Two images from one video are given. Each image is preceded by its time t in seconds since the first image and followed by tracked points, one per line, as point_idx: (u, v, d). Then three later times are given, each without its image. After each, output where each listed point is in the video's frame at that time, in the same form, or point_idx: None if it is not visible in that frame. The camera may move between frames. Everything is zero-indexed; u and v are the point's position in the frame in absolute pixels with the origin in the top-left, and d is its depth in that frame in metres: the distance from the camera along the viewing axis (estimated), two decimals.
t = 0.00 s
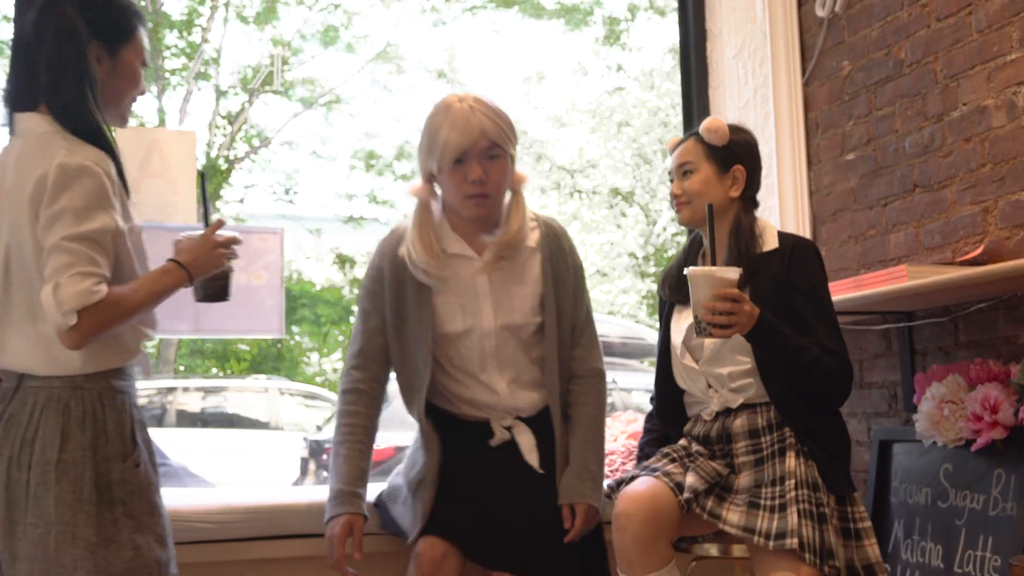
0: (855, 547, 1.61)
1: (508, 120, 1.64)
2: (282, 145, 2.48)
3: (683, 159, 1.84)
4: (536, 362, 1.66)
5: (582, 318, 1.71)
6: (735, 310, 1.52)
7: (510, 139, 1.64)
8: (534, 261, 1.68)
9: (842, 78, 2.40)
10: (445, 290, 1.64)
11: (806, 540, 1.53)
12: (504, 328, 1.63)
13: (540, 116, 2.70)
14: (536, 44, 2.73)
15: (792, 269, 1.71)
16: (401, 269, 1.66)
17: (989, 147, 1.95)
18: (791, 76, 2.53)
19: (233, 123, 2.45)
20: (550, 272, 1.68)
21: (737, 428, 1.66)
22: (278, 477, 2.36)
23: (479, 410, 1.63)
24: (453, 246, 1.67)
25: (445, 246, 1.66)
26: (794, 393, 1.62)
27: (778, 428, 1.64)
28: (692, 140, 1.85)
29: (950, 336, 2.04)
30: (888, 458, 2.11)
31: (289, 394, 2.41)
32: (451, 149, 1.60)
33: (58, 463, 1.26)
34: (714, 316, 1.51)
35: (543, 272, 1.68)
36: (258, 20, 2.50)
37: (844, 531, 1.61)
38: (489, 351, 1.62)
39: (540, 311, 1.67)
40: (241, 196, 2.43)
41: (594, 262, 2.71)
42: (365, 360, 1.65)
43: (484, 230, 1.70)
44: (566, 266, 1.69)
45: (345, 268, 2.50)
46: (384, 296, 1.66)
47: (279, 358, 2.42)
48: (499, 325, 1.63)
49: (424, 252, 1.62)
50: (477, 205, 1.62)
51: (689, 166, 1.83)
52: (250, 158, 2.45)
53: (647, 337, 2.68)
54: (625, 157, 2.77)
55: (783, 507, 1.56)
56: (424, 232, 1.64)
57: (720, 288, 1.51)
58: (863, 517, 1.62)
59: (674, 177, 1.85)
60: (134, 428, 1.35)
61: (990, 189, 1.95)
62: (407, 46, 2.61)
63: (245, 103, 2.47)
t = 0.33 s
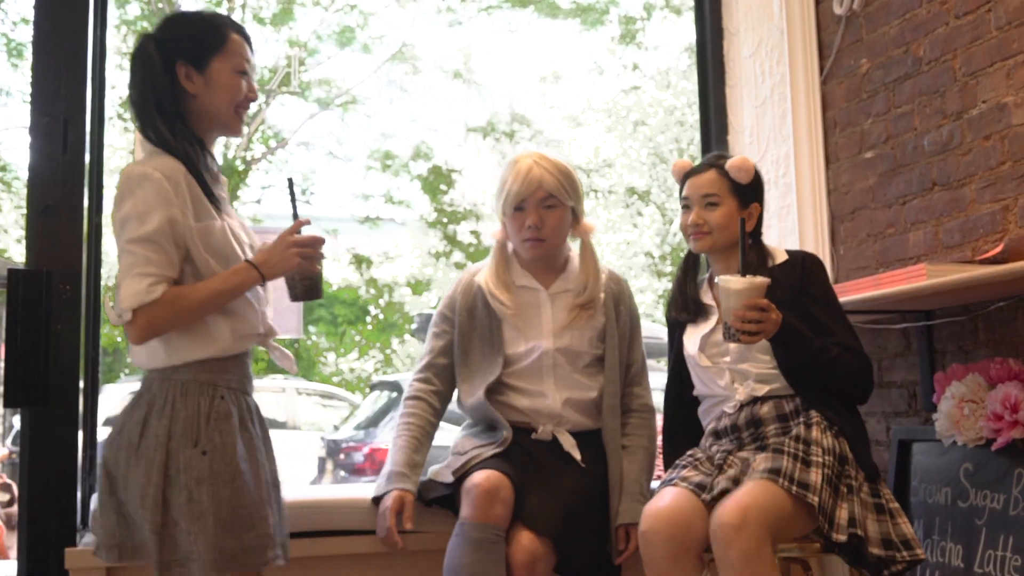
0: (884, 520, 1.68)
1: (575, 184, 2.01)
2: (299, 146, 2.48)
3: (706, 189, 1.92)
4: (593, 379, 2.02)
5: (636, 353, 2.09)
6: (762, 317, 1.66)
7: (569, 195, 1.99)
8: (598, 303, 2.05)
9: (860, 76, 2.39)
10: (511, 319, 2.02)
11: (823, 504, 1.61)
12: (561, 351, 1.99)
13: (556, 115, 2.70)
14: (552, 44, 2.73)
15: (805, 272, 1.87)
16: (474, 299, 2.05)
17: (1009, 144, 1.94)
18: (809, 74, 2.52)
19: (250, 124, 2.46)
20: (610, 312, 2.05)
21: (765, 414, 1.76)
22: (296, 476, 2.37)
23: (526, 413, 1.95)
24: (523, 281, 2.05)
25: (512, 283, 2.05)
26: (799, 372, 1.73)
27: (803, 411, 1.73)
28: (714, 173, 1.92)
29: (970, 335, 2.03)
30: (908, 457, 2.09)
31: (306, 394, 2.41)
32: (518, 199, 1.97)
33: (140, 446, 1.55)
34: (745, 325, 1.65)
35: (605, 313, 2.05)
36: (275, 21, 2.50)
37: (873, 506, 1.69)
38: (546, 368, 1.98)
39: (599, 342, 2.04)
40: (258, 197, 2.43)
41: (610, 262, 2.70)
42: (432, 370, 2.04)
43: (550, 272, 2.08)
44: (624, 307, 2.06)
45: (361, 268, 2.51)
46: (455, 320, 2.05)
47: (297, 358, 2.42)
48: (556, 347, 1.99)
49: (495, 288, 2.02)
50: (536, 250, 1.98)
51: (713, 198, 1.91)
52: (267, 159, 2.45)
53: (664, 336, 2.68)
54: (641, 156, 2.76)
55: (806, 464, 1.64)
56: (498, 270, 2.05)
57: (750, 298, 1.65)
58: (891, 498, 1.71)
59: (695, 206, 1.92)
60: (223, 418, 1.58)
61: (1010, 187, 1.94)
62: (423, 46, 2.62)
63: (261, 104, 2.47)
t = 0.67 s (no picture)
0: (916, 546, 1.71)
1: (604, 181, 2.05)
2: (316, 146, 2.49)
3: (742, 177, 1.93)
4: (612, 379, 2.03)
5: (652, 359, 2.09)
6: (792, 308, 1.65)
7: (596, 188, 2.03)
8: (617, 303, 2.06)
9: (879, 73, 2.37)
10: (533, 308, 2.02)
11: (842, 528, 1.66)
12: (582, 344, 2.00)
13: (572, 115, 2.70)
14: (568, 44, 2.72)
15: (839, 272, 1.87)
16: (499, 288, 2.05)
17: None
18: (827, 72, 2.51)
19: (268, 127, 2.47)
20: (629, 315, 2.06)
21: (801, 424, 1.77)
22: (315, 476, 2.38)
23: (547, 408, 1.95)
24: (548, 272, 2.05)
25: (538, 272, 2.05)
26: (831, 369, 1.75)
27: (844, 431, 1.77)
28: (752, 161, 1.93)
29: (992, 334, 2.02)
30: (930, 457, 2.08)
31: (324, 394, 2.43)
32: (544, 187, 2.02)
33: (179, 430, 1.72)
34: (771, 316, 1.64)
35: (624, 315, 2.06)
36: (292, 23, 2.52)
37: (904, 532, 1.72)
38: (565, 359, 1.98)
39: (619, 343, 2.04)
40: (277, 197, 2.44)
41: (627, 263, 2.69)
42: (459, 363, 2.02)
43: (574, 268, 2.08)
44: (643, 311, 2.08)
45: (378, 269, 2.52)
46: (480, 309, 2.04)
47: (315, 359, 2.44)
48: (577, 339, 2.00)
49: (524, 275, 2.03)
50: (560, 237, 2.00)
51: (751, 184, 1.92)
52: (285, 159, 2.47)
53: (682, 336, 2.67)
54: (658, 156, 2.74)
55: (836, 487, 1.68)
56: (526, 259, 2.06)
57: (777, 291, 1.64)
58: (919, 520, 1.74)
59: (734, 193, 1.92)
60: (227, 407, 1.67)
61: None
62: (440, 47, 2.62)
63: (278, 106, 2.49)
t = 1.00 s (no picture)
0: (940, 557, 1.72)
1: (611, 168, 2.06)
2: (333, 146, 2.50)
3: (777, 168, 1.93)
4: (625, 376, 2.01)
5: (670, 352, 2.07)
6: (826, 312, 1.66)
7: (603, 172, 2.04)
8: (627, 291, 2.04)
9: (902, 68, 2.35)
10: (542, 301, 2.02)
11: (877, 538, 1.65)
12: (592, 339, 1.99)
13: (590, 114, 2.69)
14: (586, 42, 2.72)
15: (889, 281, 1.82)
16: (505, 281, 2.05)
17: None
18: (849, 67, 2.49)
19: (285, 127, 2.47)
20: (640, 305, 2.03)
21: (828, 424, 1.76)
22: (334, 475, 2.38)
23: (565, 411, 1.95)
24: (556, 264, 2.05)
25: (546, 263, 2.05)
26: (859, 372, 1.73)
27: (872, 433, 1.75)
28: (787, 151, 1.93)
29: (1017, 330, 2.00)
30: (954, 455, 2.06)
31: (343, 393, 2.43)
32: (548, 171, 2.04)
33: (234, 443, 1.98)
34: (802, 323, 1.65)
35: (636, 305, 2.04)
36: (311, 23, 2.53)
37: (930, 541, 1.72)
38: (576, 360, 1.98)
39: (632, 334, 2.03)
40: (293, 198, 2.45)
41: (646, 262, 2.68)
42: (470, 364, 2.04)
43: (584, 258, 2.08)
44: (657, 303, 2.05)
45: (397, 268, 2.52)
46: (487, 309, 2.05)
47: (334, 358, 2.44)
48: (587, 334, 1.99)
49: (530, 266, 2.03)
50: (565, 222, 2.01)
51: (784, 174, 1.92)
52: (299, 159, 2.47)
53: (702, 335, 2.66)
54: (676, 155, 2.73)
55: (870, 495, 1.67)
56: (534, 249, 2.06)
57: (809, 295, 1.66)
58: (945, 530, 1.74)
59: (770, 186, 1.94)
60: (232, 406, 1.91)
61: None
62: (458, 47, 2.62)
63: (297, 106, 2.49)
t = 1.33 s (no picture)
0: (964, 552, 1.68)
1: (618, 160, 2.03)
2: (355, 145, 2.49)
3: (799, 167, 1.92)
4: (643, 372, 2.00)
5: (688, 338, 2.04)
6: (841, 301, 1.64)
7: (606, 164, 2.01)
8: (642, 283, 2.03)
9: (927, 60, 2.34)
10: (556, 299, 2.03)
11: (881, 512, 1.65)
12: (607, 336, 1.99)
13: (610, 112, 2.68)
14: (606, 39, 2.71)
15: (919, 276, 1.80)
16: (520, 280, 2.05)
17: None
18: (874, 60, 2.47)
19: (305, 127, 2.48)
20: (653, 297, 2.02)
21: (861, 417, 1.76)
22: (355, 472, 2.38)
23: (586, 410, 1.95)
24: (569, 262, 2.04)
25: (558, 261, 2.06)
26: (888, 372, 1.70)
27: (903, 427, 1.74)
28: (807, 149, 1.92)
29: None
30: (982, 450, 2.04)
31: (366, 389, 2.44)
32: (553, 166, 2.03)
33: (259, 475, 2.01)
34: (816, 315, 1.64)
35: (649, 297, 2.03)
36: (330, 23, 2.53)
37: (953, 535, 1.68)
38: (595, 358, 1.98)
39: (647, 329, 2.02)
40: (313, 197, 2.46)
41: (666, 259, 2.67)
42: (490, 360, 2.04)
43: (596, 252, 2.07)
44: (672, 295, 2.03)
45: (417, 267, 2.52)
46: (501, 308, 2.05)
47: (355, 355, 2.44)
48: (603, 333, 1.99)
49: (542, 267, 2.04)
50: (571, 219, 2.01)
51: (805, 174, 1.91)
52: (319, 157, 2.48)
53: (723, 332, 2.64)
54: (697, 152, 2.72)
55: (883, 471, 1.67)
56: (546, 246, 2.07)
57: (822, 287, 1.64)
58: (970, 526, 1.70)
59: (793, 186, 1.93)
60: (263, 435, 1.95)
61: None
62: (476, 46, 2.62)
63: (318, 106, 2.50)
